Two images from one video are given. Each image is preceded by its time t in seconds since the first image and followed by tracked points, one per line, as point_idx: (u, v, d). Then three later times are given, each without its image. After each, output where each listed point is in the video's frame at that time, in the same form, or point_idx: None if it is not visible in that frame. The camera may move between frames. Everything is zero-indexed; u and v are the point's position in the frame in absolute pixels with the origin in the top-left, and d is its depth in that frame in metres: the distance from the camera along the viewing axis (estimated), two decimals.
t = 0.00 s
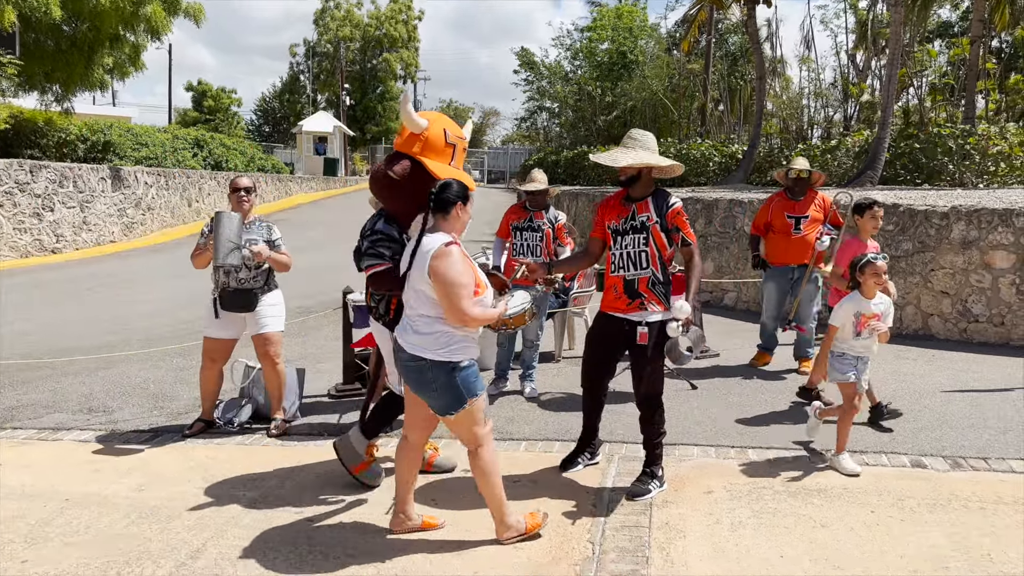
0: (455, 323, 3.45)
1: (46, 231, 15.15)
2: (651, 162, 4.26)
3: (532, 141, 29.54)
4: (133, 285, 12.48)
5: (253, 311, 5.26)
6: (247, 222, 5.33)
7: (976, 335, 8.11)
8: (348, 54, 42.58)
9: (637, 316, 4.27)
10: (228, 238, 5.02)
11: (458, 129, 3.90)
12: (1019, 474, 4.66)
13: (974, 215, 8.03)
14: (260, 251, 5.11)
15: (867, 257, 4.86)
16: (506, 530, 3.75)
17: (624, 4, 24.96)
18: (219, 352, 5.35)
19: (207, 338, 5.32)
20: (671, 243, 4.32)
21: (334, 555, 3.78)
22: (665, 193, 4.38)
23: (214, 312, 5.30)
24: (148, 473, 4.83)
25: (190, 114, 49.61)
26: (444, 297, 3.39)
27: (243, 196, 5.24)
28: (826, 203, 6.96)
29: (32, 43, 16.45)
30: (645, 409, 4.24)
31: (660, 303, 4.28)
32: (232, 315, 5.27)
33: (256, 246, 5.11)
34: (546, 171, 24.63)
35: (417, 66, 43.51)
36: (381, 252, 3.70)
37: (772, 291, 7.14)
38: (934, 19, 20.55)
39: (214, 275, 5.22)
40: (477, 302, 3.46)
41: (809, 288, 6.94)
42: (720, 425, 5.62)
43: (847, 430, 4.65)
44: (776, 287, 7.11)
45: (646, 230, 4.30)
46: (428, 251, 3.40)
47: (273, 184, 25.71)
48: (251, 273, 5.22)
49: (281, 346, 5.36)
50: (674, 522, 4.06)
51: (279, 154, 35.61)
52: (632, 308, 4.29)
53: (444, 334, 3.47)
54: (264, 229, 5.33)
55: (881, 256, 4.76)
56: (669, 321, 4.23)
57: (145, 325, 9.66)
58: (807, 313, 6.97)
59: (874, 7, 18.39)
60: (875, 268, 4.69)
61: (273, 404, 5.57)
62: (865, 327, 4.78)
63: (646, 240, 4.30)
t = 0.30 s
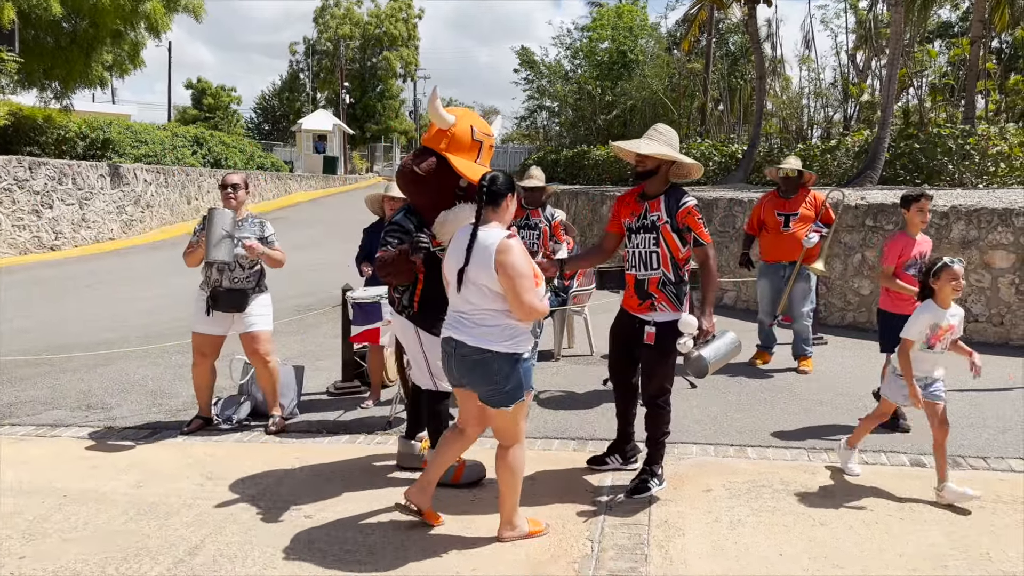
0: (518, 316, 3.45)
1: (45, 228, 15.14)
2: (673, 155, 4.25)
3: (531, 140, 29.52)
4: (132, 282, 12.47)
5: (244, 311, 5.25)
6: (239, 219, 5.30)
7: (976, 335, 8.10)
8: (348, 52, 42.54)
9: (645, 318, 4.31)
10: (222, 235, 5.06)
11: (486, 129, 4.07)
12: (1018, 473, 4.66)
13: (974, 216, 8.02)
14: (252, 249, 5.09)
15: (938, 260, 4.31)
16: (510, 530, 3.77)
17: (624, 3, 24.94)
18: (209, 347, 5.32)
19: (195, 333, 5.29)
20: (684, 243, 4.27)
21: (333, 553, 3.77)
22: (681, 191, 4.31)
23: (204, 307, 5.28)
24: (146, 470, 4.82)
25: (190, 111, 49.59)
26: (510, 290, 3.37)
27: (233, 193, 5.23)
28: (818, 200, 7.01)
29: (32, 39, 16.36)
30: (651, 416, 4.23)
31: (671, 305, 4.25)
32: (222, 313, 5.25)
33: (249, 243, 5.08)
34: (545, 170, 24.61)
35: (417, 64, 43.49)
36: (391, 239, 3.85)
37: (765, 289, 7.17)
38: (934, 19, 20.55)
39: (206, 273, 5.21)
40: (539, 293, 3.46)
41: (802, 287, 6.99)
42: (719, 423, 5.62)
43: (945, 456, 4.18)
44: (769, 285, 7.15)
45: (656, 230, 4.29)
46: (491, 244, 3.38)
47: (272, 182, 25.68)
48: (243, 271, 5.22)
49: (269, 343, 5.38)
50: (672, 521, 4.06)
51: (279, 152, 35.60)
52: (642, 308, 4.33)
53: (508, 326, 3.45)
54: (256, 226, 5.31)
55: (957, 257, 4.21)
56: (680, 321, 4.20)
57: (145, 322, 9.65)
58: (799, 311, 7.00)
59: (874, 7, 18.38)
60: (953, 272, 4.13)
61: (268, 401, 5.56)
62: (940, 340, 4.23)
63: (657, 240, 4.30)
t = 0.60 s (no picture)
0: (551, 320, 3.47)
1: (43, 228, 15.12)
2: (679, 155, 4.24)
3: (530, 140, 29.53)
4: (131, 281, 12.46)
5: (252, 308, 5.24)
6: (242, 219, 5.30)
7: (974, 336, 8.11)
8: (347, 52, 42.52)
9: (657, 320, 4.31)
10: (224, 235, 5.00)
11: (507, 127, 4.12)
12: (1016, 476, 4.67)
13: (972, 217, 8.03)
14: (255, 248, 5.06)
15: None
16: (507, 532, 3.76)
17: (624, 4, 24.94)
18: (216, 349, 5.33)
19: (204, 334, 5.28)
20: (694, 242, 4.30)
21: (331, 554, 3.77)
22: (687, 191, 4.35)
23: (211, 309, 5.28)
24: (144, 470, 4.81)
25: (189, 111, 49.56)
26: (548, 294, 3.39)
27: (235, 192, 5.21)
28: (811, 201, 7.00)
29: (30, 39, 16.33)
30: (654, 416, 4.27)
31: (682, 308, 4.27)
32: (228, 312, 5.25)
33: (251, 242, 5.05)
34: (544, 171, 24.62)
35: (417, 64, 43.47)
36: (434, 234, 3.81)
37: (762, 289, 7.15)
38: (932, 21, 20.57)
39: (212, 274, 5.22)
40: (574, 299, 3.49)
41: (795, 287, 6.99)
42: (718, 425, 5.63)
43: (973, 466, 4.01)
44: (763, 285, 7.13)
45: (666, 230, 4.31)
46: (532, 249, 3.37)
47: (271, 181, 25.66)
48: (248, 269, 5.20)
49: (278, 341, 5.40)
50: (670, 522, 4.06)
51: (277, 152, 35.60)
52: (653, 310, 4.34)
53: (540, 329, 3.48)
54: (259, 225, 5.30)
55: None
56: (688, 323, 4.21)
57: (143, 322, 9.64)
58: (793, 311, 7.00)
59: (873, 8, 18.38)
60: None
61: (268, 402, 5.56)
62: None
63: (667, 240, 4.31)
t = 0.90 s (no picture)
0: (581, 324, 3.54)
1: (40, 229, 15.10)
2: (675, 159, 4.33)
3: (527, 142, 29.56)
4: (128, 283, 12.45)
5: (238, 312, 5.25)
6: (233, 221, 5.30)
7: (970, 339, 8.11)
8: (344, 54, 42.54)
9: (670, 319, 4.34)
10: (214, 238, 4.96)
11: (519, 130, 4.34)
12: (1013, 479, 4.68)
13: (969, 220, 8.05)
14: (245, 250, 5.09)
15: None
16: (506, 535, 3.75)
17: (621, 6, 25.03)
18: (202, 351, 5.30)
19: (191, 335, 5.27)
20: (701, 239, 4.39)
21: (328, 558, 3.76)
22: (688, 191, 4.48)
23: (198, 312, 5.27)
24: (141, 473, 4.80)
25: (186, 112, 49.55)
26: (578, 298, 3.48)
27: (230, 196, 5.23)
28: (806, 203, 7.04)
29: (27, 40, 16.33)
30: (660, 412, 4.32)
31: (693, 305, 4.35)
32: (214, 315, 5.24)
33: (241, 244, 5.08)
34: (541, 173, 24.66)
35: (414, 66, 43.52)
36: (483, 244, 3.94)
37: (758, 292, 7.15)
38: (929, 25, 20.60)
39: (199, 274, 5.20)
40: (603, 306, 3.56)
41: (793, 291, 6.97)
42: (715, 428, 5.63)
43: None
44: (761, 288, 7.13)
45: (673, 229, 4.39)
46: (566, 254, 3.46)
47: (269, 183, 25.67)
48: (236, 273, 5.21)
49: (264, 347, 5.37)
50: (668, 526, 4.06)
51: (275, 154, 35.63)
52: (665, 309, 4.37)
53: (565, 333, 3.54)
54: (250, 227, 5.31)
55: None
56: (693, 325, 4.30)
57: (139, 324, 9.63)
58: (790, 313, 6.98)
59: (870, 12, 18.41)
60: None
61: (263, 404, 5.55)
62: None
63: (675, 239, 4.39)
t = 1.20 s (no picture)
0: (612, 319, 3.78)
1: (36, 233, 15.08)
2: (659, 164, 4.49)
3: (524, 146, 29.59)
4: (124, 287, 12.43)
5: (241, 313, 5.24)
6: (235, 222, 5.31)
7: (966, 343, 8.14)
8: (341, 57, 42.55)
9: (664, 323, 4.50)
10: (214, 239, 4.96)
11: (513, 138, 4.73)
12: (1009, 483, 4.69)
13: (964, 224, 8.07)
14: (245, 250, 5.08)
15: None
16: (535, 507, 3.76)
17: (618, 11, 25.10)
18: (208, 355, 5.29)
19: (196, 340, 5.27)
20: (697, 247, 4.45)
21: (325, 562, 3.76)
22: (688, 196, 4.52)
23: (202, 314, 5.28)
24: (137, 478, 4.79)
25: (182, 116, 49.49)
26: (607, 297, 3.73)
27: (234, 199, 5.25)
28: (807, 208, 7.06)
29: (23, 43, 16.34)
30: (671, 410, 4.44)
31: (689, 312, 4.44)
32: (218, 316, 5.24)
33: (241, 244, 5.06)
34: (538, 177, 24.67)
35: (411, 70, 43.56)
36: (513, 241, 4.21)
37: (757, 296, 7.15)
38: (924, 29, 20.62)
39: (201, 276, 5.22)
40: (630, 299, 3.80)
41: (790, 296, 6.97)
42: (712, 432, 5.64)
43: None
44: (760, 292, 7.11)
45: (667, 236, 4.52)
46: (592, 252, 3.69)
47: (265, 187, 25.66)
48: (237, 274, 5.21)
49: (270, 351, 5.36)
50: (665, 530, 4.06)
51: (271, 157, 35.60)
52: (663, 313, 4.54)
53: (599, 332, 3.80)
54: (251, 228, 5.32)
55: None
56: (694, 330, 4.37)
57: (136, 328, 9.62)
58: (789, 317, 6.98)
59: (865, 16, 18.46)
60: None
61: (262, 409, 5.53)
62: None
63: (669, 246, 4.53)
